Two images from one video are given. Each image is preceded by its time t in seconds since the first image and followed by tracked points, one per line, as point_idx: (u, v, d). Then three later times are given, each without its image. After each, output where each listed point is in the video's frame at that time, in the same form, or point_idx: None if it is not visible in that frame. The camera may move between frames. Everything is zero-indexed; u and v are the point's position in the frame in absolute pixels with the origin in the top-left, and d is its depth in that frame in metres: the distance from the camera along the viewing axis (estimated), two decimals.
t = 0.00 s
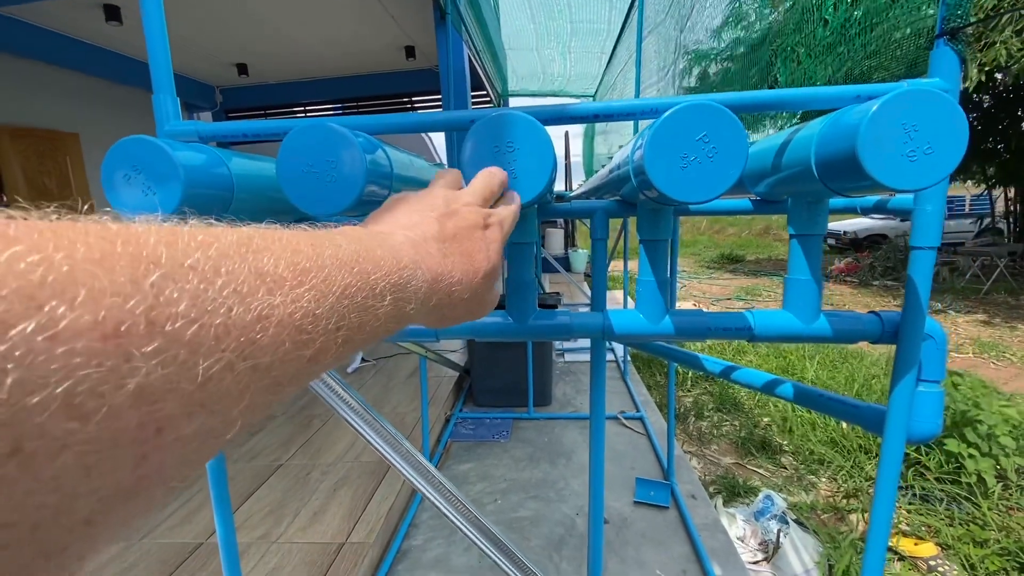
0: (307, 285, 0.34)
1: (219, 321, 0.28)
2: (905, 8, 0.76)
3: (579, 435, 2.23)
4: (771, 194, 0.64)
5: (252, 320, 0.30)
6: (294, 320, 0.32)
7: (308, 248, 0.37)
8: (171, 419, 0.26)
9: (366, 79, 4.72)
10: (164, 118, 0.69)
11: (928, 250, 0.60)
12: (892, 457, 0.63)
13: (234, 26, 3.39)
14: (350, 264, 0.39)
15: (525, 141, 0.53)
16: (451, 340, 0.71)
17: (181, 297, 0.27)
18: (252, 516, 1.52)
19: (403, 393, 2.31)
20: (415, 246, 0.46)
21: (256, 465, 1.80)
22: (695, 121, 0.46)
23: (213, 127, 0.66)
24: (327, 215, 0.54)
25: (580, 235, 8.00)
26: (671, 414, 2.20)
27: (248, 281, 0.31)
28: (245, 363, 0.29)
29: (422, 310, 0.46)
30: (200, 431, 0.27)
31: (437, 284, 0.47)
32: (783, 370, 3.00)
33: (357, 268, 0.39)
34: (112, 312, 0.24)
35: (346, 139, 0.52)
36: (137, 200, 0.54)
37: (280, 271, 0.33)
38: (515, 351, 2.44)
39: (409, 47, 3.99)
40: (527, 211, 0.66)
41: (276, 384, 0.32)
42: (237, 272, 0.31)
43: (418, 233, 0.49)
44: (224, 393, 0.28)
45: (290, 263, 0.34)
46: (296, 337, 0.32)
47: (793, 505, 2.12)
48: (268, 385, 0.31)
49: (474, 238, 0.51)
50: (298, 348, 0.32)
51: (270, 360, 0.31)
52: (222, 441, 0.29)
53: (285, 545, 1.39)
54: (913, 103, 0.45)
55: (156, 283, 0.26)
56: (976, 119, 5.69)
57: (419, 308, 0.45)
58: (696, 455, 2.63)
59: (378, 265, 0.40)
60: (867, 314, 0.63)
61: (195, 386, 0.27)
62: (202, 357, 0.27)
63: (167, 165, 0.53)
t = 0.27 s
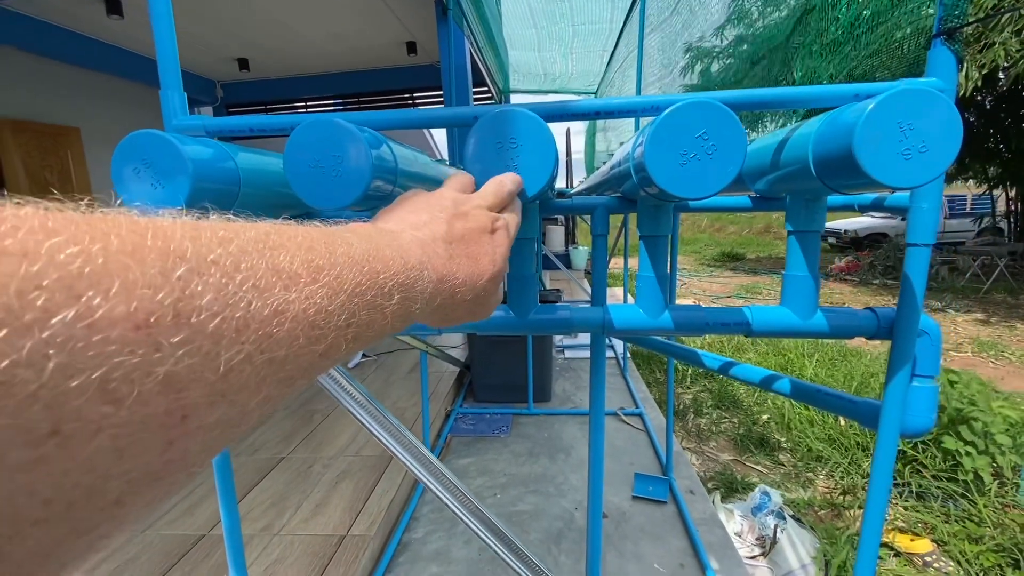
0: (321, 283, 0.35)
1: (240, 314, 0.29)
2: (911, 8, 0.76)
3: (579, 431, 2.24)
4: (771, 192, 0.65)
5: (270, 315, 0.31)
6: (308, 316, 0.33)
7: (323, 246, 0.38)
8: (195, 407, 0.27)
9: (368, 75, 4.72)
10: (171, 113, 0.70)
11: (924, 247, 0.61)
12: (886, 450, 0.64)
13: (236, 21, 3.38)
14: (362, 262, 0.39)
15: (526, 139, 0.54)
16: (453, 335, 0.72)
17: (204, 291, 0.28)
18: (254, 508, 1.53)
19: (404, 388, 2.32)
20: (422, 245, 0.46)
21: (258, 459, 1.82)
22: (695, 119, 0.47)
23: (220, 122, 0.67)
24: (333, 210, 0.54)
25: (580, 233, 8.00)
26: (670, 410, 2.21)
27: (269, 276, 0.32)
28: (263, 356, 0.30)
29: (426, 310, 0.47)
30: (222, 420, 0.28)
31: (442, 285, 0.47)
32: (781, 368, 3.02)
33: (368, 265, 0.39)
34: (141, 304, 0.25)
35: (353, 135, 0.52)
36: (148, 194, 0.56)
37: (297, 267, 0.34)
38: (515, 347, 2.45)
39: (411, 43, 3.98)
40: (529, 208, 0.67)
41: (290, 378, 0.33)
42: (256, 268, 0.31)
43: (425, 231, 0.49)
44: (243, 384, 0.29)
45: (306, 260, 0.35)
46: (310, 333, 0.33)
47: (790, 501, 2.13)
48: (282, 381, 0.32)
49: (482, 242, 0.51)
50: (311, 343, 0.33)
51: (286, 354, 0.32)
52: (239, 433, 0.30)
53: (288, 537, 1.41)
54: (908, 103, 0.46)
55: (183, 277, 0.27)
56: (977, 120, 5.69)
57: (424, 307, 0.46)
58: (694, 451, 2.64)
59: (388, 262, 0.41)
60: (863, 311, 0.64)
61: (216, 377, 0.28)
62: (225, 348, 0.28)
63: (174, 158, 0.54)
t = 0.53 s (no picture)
0: (281, 339, 0.35)
1: (176, 389, 0.30)
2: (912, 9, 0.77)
3: (578, 427, 2.26)
4: (770, 191, 0.65)
5: (215, 383, 0.32)
6: (259, 380, 0.34)
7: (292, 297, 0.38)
8: (115, 497, 0.29)
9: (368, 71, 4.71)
10: (176, 109, 0.70)
11: (920, 246, 0.61)
12: (881, 447, 0.65)
13: (237, 14, 3.37)
14: (331, 310, 0.39)
15: (530, 138, 0.54)
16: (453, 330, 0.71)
17: (137, 366, 0.29)
18: (255, 502, 1.54)
19: (404, 384, 2.33)
20: (404, 282, 0.44)
21: (258, 453, 1.83)
22: (697, 119, 0.47)
23: (225, 118, 0.67)
24: (337, 206, 0.55)
25: (580, 229, 8.01)
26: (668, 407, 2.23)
27: (219, 340, 0.33)
28: (202, 430, 0.31)
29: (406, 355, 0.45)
30: (148, 505, 0.30)
31: (425, 326, 0.44)
32: (780, 365, 3.04)
33: (339, 313, 0.40)
34: (61, 392, 0.27)
35: (359, 133, 0.53)
36: (153, 190, 0.56)
37: (254, 324, 0.35)
38: (515, 343, 2.46)
39: (412, 38, 3.98)
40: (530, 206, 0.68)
41: (238, 445, 0.34)
42: (206, 331, 0.32)
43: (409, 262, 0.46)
44: (175, 463, 0.30)
45: (263, 316, 0.35)
46: (260, 398, 0.34)
47: (787, 498, 2.15)
48: (226, 451, 0.33)
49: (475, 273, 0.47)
50: (264, 408, 0.34)
51: (231, 423, 0.33)
52: (169, 509, 0.31)
53: (289, 530, 1.42)
54: (905, 106, 0.46)
55: (112, 354, 0.29)
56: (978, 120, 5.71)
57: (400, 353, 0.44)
58: (692, 448, 2.66)
59: (362, 308, 0.41)
60: (860, 309, 0.64)
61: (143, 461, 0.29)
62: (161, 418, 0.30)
63: (181, 154, 0.54)
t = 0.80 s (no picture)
0: (163, 412, 0.37)
1: (34, 478, 0.33)
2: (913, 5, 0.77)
3: (577, 423, 2.26)
4: (774, 186, 0.66)
5: (78, 467, 0.34)
6: (140, 451, 0.36)
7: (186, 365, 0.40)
8: None
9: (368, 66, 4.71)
10: (182, 100, 0.70)
11: (923, 242, 0.62)
12: (882, 442, 0.65)
13: (236, 7, 3.35)
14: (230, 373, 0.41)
15: (539, 131, 0.55)
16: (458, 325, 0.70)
17: None
18: (256, 495, 1.55)
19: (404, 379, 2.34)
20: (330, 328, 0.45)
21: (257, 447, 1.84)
22: (704, 113, 0.48)
23: (232, 110, 0.67)
24: (345, 197, 0.55)
25: (580, 226, 8.01)
26: (667, 403, 2.24)
27: (91, 415, 0.35)
28: (65, 517, 0.33)
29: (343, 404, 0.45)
30: None
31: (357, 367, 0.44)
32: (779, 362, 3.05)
33: (245, 368, 0.41)
34: None
35: (368, 127, 0.53)
36: (161, 182, 0.56)
37: (137, 392, 0.37)
38: (515, 339, 2.47)
39: (412, 33, 3.96)
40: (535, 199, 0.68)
41: (118, 526, 0.35)
42: (71, 413, 0.35)
43: (332, 316, 0.47)
44: (40, 551, 0.33)
45: (143, 384, 0.38)
46: (143, 469, 0.36)
47: (784, 494, 2.16)
48: (101, 534, 0.35)
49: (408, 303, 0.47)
50: (143, 483, 0.36)
51: (101, 506, 0.35)
52: None
53: (290, 523, 1.43)
54: (910, 101, 0.47)
55: None
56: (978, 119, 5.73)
57: (335, 400, 0.44)
58: (691, 444, 2.67)
59: (271, 362, 0.42)
60: (863, 305, 0.65)
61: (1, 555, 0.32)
62: (38, 499, 0.33)
63: (189, 145, 0.54)
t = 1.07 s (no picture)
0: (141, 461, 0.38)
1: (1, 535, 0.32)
2: None
3: (577, 418, 2.27)
4: (786, 183, 0.66)
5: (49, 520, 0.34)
6: (155, 510, 0.36)
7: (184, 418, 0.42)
8: None
9: (366, 60, 4.68)
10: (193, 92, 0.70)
11: (937, 239, 0.62)
12: (893, 437, 0.66)
13: None
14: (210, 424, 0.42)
15: (559, 124, 0.54)
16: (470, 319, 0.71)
17: None
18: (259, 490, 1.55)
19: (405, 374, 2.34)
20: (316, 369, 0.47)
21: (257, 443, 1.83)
22: (725, 108, 0.48)
23: (244, 103, 0.67)
24: (361, 189, 0.55)
25: (578, 223, 8.01)
26: (667, 399, 2.25)
27: (98, 479, 0.36)
28: None
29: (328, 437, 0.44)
30: None
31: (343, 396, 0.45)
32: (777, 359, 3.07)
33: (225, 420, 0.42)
34: None
35: (385, 120, 0.53)
36: (173, 173, 0.55)
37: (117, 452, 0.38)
38: (516, 335, 2.47)
39: (411, 27, 3.94)
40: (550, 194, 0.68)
41: None
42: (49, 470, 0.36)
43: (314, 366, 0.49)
44: None
45: (148, 443, 0.39)
46: (159, 530, 0.36)
47: (782, 489, 2.17)
48: None
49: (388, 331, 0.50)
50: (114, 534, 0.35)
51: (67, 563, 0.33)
52: None
53: (293, 518, 1.43)
54: (930, 97, 0.47)
55: None
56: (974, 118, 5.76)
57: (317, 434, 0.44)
58: (690, 440, 2.68)
59: (271, 403, 0.44)
60: (874, 301, 0.65)
61: None
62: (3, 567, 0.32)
63: (204, 137, 0.54)
